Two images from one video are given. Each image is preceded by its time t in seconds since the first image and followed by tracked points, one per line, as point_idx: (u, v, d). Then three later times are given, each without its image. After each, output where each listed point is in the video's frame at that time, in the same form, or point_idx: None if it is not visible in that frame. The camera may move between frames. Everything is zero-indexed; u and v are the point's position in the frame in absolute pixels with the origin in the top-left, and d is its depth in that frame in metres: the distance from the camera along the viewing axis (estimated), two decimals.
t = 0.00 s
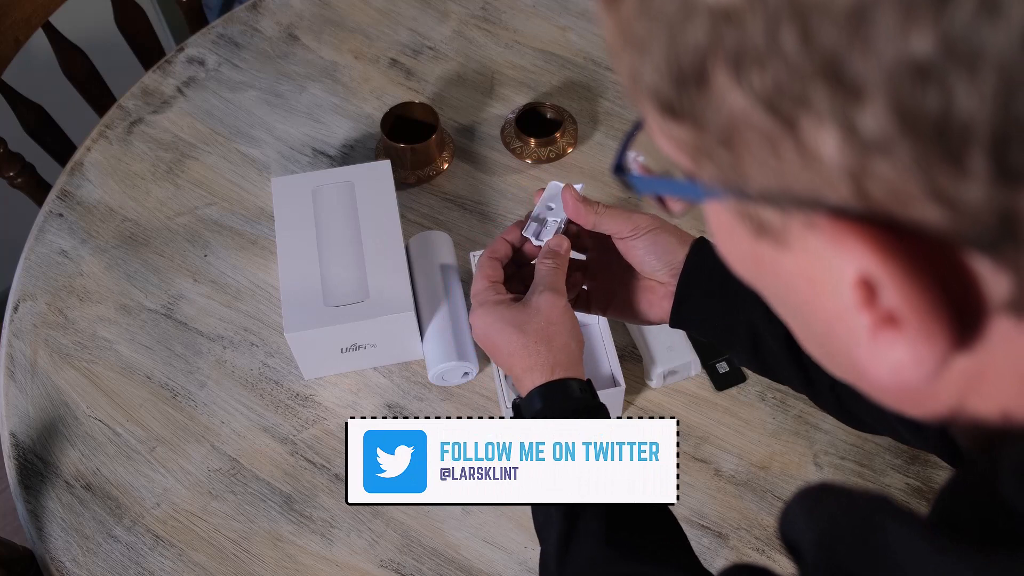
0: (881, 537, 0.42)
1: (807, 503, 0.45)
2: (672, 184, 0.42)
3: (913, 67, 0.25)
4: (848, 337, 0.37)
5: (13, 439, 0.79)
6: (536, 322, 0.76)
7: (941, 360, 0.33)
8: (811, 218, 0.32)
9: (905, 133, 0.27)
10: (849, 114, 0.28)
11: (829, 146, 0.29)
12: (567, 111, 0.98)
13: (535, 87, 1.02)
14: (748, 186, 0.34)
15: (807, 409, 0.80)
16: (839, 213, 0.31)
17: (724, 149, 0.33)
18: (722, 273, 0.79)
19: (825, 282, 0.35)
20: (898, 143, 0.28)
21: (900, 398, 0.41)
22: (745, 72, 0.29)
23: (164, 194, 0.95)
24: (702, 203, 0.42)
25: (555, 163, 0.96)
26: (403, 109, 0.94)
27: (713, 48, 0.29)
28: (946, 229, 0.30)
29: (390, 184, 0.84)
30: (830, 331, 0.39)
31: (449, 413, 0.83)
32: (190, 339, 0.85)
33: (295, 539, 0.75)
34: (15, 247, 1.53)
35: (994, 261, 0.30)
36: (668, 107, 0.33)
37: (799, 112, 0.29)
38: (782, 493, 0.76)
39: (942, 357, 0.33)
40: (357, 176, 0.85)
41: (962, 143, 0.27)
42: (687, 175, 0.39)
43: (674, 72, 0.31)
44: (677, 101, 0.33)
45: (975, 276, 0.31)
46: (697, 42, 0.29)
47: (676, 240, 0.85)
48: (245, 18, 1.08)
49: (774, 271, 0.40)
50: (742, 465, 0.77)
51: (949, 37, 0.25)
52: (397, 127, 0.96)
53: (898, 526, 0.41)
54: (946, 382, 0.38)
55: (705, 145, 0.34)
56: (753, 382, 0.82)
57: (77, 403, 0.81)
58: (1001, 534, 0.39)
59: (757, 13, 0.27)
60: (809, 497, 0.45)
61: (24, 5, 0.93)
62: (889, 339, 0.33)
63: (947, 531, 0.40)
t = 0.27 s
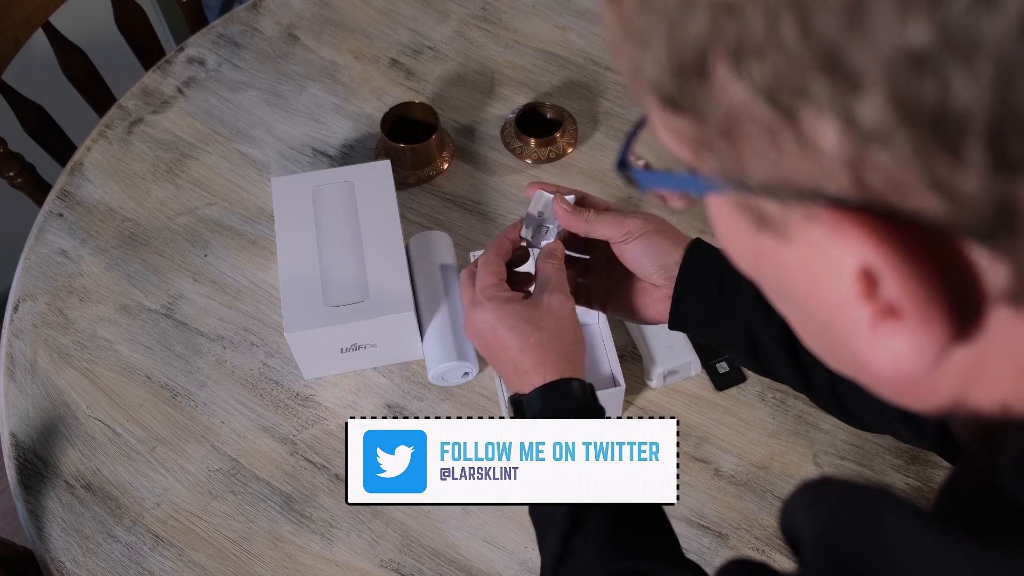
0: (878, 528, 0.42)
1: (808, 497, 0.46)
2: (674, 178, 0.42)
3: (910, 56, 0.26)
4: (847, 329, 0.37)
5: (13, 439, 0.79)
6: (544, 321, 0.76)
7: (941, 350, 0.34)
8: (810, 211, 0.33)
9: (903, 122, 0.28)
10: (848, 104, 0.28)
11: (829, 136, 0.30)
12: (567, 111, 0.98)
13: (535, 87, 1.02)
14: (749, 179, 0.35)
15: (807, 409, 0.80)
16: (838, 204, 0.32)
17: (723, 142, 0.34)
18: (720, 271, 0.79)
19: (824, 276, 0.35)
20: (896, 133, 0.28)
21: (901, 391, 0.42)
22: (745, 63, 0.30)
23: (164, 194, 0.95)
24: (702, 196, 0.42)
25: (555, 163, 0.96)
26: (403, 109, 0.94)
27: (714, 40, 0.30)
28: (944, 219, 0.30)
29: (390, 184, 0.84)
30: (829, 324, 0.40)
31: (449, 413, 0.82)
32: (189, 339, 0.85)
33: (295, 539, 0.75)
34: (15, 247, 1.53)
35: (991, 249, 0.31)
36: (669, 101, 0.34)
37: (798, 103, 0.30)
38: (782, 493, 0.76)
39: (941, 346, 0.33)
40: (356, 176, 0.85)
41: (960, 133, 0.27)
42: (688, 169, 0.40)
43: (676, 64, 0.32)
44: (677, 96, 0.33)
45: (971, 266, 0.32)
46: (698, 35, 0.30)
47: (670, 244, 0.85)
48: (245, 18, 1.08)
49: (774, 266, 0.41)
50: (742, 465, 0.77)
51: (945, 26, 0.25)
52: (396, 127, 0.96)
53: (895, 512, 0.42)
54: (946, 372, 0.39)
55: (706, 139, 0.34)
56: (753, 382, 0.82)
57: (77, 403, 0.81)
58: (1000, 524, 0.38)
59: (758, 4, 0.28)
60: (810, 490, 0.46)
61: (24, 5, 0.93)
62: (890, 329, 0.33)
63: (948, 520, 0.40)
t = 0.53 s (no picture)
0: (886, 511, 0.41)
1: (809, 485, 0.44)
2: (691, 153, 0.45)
3: (913, 19, 0.29)
4: (857, 299, 0.39)
5: (13, 439, 0.79)
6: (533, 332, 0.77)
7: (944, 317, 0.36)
8: (822, 180, 0.35)
9: (906, 85, 0.31)
10: (855, 68, 0.31)
11: (838, 100, 0.33)
12: (567, 111, 0.98)
13: (535, 87, 1.02)
14: (763, 148, 0.38)
15: (808, 409, 0.80)
16: (848, 167, 0.34)
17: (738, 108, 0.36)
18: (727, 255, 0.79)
19: (837, 245, 0.37)
20: (901, 96, 0.31)
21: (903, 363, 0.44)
22: (758, 29, 0.32)
23: (164, 193, 0.95)
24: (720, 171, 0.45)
25: (555, 163, 0.96)
26: (403, 109, 0.94)
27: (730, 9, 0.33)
28: (945, 184, 0.33)
29: (390, 183, 0.84)
30: (841, 296, 0.42)
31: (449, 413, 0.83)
32: (189, 339, 0.85)
33: (294, 539, 0.75)
34: (14, 246, 1.53)
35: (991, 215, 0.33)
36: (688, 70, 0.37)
37: (809, 70, 0.32)
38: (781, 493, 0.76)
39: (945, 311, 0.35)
40: (357, 175, 0.85)
41: (959, 95, 0.30)
42: (705, 144, 0.43)
43: (695, 33, 0.35)
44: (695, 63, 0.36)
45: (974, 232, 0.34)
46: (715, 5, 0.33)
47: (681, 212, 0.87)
48: (245, 18, 1.08)
49: (790, 239, 0.43)
50: (742, 465, 0.77)
51: None
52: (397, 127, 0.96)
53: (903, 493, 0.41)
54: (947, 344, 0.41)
55: (722, 108, 0.37)
56: (753, 382, 0.82)
57: (78, 403, 0.81)
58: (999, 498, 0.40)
59: None
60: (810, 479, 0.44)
61: (24, 4, 0.93)
62: (896, 296, 0.35)
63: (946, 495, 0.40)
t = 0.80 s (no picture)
0: (896, 488, 0.39)
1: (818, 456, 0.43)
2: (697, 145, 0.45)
3: (899, 16, 0.28)
4: (851, 293, 0.39)
5: (13, 439, 0.79)
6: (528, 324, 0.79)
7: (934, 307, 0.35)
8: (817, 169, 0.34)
9: (896, 79, 0.30)
10: (846, 62, 0.30)
11: (831, 94, 0.32)
12: (567, 111, 0.98)
13: (535, 87, 1.02)
14: (763, 138, 0.37)
15: (808, 410, 0.80)
16: (841, 158, 0.33)
17: (738, 103, 0.36)
18: (725, 294, 0.78)
19: (831, 237, 0.37)
20: (890, 89, 0.30)
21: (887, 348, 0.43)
22: (756, 22, 0.32)
23: (164, 193, 0.95)
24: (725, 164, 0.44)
25: (555, 163, 0.96)
26: (403, 109, 0.94)
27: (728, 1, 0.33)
28: (935, 175, 0.32)
29: (390, 184, 0.84)
30: (834, 290, 0.41)
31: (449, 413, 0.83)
32: (189, 339, 0.85)
33: (294, 539, 0.75)
34: (15, 246, 1.53)
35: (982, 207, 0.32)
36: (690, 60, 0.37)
37: (804, 63, 0.32)
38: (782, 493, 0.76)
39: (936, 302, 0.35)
40: (357, 176, 0.85)
41: (947, 88, 0.29)
42: (711, 135, 0.42)
43: (697, 25, 0.35)
44: (698, 54, 0.36)
45: (960, 225, 0.34)
46: None
47: (680, 269, 0.83)
48: (245, 18, 1.08)
49: (783, 230, 0.42)
50: (742, 465, 0.77)
51: None
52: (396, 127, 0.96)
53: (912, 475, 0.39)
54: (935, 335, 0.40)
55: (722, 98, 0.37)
56: (753, 382, 0.82)
57: (78, 403, 0.81)
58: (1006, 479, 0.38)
59: None
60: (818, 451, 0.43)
61: (24, 5, 0.93)
62: (890, 286, 0.34)
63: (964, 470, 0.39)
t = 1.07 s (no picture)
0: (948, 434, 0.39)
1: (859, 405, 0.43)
2: (734, 118, 0.45)
3: None
4: (889, 263, 0.40)
5: (13, 439, 0.79)
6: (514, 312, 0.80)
7: (970, 280, 0.36)
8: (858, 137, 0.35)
9: (942, 44, 0.31)
10: (894, 26, 0.31)
11: (877, 58, 0.33)
12: (567, 111, 0.98)
13: (535, 87, 1.02)
14: (804, 108, 0.38)
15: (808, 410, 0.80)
16: (884, 125, 0.34)
17: (780, 71, 0.37)
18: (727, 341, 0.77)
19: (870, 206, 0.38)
20: (936, 54, 0.31)
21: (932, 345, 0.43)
22: None
23: (164, 194, 0.95)
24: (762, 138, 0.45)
25: (555, 163, 0.96)
26: (403, 109, 0.94)
27: None
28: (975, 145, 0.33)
29: (390, 184, 0.84)
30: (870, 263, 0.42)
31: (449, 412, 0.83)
32: (189, 339, 0.85)
33: (294, 539, 0.75)
34: (15, 246, 1.53)
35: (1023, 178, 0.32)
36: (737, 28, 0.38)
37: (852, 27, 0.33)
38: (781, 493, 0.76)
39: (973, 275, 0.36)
40: (357, 176, 0.85)
41: (994, 55, 0.30)
42: (750, 108, 0.43)
43: None
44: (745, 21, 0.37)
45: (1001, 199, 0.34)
46: None
47: (670, 344, 0.79)
48: (245, 18, 1.08)
49: (822, 204, 0.43)
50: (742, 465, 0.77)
51: None
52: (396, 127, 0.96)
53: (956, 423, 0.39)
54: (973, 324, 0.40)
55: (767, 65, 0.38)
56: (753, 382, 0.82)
57: (78, 403, 0.81)
58: None
59: None
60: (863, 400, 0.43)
61: (24, 5, 0.93)
62: (927, 254, 0.35)
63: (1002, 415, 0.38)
